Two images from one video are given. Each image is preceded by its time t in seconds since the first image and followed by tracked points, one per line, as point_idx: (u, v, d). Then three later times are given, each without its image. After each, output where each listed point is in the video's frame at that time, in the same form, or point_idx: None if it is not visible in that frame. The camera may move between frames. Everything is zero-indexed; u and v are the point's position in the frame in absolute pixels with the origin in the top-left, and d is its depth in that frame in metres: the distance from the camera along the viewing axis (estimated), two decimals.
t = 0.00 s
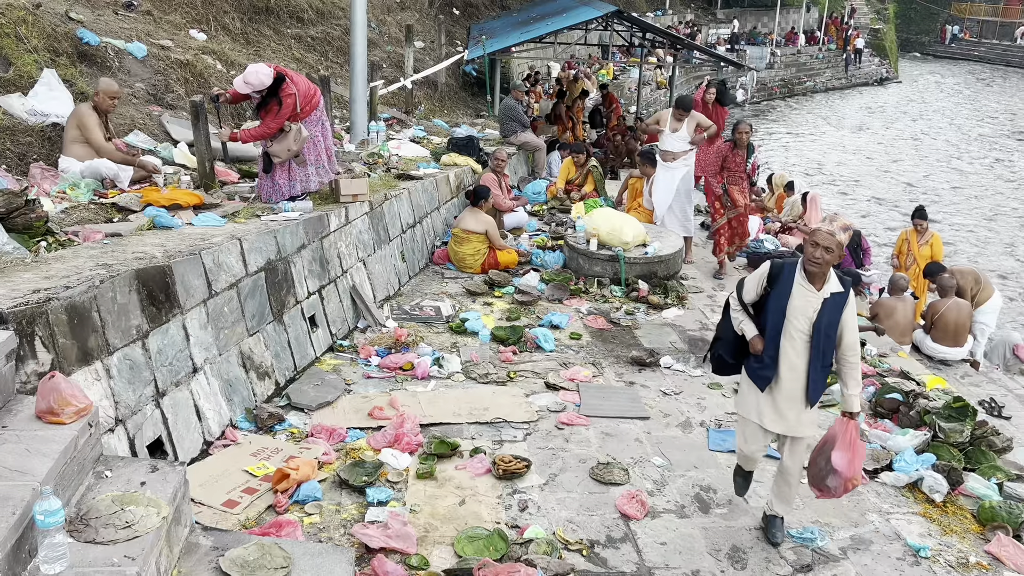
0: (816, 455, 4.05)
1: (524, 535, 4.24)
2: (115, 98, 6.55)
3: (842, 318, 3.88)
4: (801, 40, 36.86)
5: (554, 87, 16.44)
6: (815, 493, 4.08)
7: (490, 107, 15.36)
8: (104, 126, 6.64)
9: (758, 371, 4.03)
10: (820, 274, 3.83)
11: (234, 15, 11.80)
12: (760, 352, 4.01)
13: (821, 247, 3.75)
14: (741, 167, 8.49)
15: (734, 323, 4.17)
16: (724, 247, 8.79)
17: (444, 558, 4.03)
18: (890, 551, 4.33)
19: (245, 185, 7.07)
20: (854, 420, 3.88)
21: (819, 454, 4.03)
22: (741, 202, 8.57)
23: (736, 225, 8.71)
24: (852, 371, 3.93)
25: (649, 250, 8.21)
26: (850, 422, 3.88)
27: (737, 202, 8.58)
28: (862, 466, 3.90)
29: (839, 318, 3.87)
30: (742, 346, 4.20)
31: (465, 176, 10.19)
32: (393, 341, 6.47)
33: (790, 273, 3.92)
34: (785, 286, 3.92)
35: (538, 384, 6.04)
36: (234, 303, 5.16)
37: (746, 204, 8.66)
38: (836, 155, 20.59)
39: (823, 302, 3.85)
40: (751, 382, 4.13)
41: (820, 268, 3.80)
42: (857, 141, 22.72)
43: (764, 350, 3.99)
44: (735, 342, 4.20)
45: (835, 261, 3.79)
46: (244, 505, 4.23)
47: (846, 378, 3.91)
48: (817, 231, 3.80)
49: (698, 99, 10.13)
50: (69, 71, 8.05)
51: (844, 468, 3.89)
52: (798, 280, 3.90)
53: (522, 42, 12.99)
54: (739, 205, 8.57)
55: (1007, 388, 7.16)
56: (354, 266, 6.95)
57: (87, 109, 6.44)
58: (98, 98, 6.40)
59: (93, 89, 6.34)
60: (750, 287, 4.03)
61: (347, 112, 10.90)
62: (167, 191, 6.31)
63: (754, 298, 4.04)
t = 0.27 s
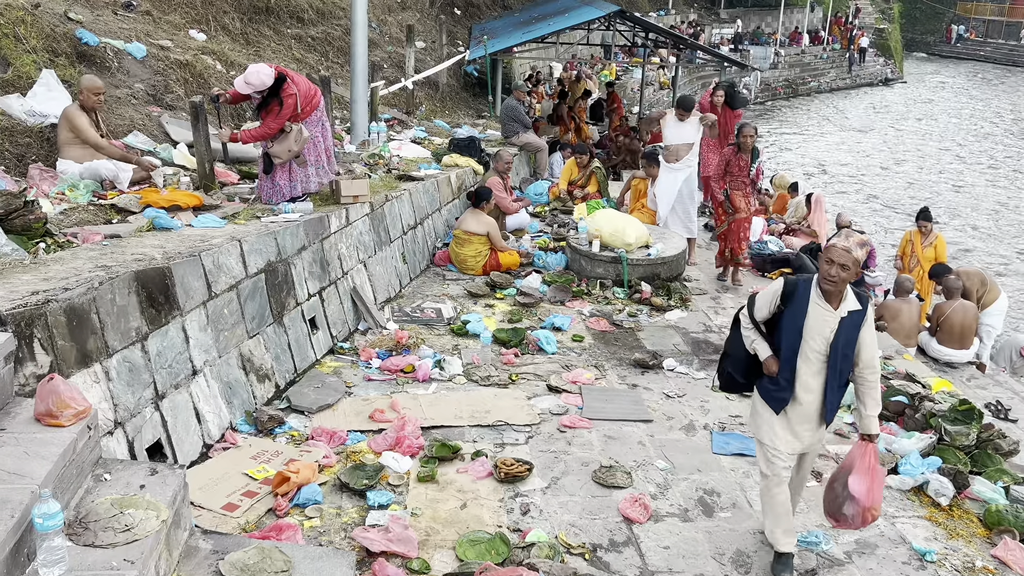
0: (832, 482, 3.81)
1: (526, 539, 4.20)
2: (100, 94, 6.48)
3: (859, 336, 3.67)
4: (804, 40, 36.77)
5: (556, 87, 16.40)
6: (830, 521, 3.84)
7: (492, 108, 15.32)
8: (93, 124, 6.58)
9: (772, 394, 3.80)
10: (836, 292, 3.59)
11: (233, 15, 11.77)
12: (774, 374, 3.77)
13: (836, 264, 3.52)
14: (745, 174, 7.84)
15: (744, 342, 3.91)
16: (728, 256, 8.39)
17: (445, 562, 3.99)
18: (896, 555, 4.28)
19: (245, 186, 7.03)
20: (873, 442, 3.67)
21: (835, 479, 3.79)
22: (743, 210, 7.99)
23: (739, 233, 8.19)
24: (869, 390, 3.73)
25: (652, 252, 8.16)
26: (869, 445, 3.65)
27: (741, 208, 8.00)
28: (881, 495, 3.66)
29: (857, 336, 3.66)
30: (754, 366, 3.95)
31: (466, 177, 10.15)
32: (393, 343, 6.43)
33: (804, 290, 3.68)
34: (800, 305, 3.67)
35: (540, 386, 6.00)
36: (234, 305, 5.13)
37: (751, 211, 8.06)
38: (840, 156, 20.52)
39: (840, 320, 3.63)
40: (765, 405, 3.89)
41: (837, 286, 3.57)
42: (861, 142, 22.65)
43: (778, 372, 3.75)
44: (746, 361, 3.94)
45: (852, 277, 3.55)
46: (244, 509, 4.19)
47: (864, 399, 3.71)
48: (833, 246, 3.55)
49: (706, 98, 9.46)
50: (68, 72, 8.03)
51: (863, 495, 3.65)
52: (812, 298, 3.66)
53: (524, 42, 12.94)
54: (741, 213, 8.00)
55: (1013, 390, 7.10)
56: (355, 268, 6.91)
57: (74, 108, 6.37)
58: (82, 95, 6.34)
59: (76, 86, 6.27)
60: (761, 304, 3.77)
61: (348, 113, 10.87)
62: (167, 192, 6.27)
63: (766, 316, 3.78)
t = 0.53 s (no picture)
0: (847, 507, 3.63)
1: (528, 541, 4.20)
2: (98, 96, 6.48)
3: (870, 358, 3.50)
4: (807, 41, 36.76)
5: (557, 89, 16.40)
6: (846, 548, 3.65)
7: (494, 110, 15.32)
8: (92, 125, 6.58)
9: (783, 423, 3.66)
10: (841, 315, 3.45)
11: (235, 17, 11.79)
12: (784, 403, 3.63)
13: (836, 285, 3.39)
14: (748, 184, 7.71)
15: (752, 370, 3.77)
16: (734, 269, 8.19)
17: (446, 564, 3.99)
18: (897, 558, 4.28)
19: (246, 188, 7.04)
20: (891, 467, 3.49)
21: (850, 505, 3.60)
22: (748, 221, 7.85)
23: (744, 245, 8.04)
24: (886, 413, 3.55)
25: (654, 254, 8.17)
26: (885, 471, 3.47)
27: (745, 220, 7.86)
28: (899, 520, 3.48)
29: (867, 359, 3.49)
30: (764, 395, 3.80)
31: (468, 179, 10.15)
32: (395, 345, 6.43)
33: (808, 314, 3.54)
34: (804, 330, 3.54)
35: (542, 389, 6.00)
36: (236, 307, 5.13)
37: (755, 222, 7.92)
38: (842, 157, 20.50)
39: (848, 343, 3.48)
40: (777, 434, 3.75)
41: (840, 309, 3.43)
42: (864, 143, 22.63)
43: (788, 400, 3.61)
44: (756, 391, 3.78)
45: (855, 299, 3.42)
46: (245, 511, 4.19)
47: (880, 423, 3.54)
48: (832, 267, 3.43)
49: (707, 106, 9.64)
50: (70, 74, 8.05)
51: (878, 522, 3.47)
52: (817, 321, 3.52)
53: (526, 43, 12.95)
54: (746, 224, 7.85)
55: (1016, 393, 7.09)
56: (356, 270, 6.91)
57: (72, 111, 6.38)
58: (81, 97, 6.34)
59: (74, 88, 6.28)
60: (766, 331, 3.66)
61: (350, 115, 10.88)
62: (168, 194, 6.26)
63: (772, 342, 3.66)
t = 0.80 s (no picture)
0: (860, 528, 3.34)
1: (529, 543, 4.20)
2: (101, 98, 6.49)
3: (878, 371, 3.24)
4: (808, 43, 36.75)
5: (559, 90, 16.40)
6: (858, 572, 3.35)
7: (495, 111, 15.33)
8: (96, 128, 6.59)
9: (788, 439, 3.39)
10: (845, 325, 3.22)
11: (237, 18, 11.80)
12: (787, 418, 3.37)
13: (840, 295, 3.18)
14: (751, 189, 7.39)
15: (754, 384, 3.52)
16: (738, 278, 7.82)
17: (447, 566, 3.99)
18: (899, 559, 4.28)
19: (248, 189, 7.04)
20: (900, 488, 3.20)
21: (863, 527, 3.31)
22: (752, 228, 7.52)
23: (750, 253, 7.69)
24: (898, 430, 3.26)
25: (655, 256, 8.16)
26: (898, 492, 3.19)
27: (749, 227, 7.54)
28: (916, 544, 3.16)
29: (876, 372, 3.23)
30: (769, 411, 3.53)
31: (469, 180, 10.15)
32: (396, 346, 6.43)
33: (811, 323, 3.30)
34: (808, 340, 3.29)
35: (543, 391, 6.00)
36: (237, 309, 5.13)
37: (762, 229, 7.57)
38: (844, 159, 20.50)
39: (853, 354, 3.22)
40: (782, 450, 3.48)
41: (844, 321, 3.21)
42: (865, 145, 22.62)
43: (791, 415, 3.35)
44: (761, 405, 3.51)
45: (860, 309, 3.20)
46: (247, 512, 4.19)
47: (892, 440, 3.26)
48: (832, 274, 3.22)
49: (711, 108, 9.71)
50: (72, 76, 8.06)
51: (890, 545, 3.17)
52: (820, 331, 3.28)
53: (527, 45, 12.95)
54: (751, 231, 7.53)
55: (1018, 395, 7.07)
56: (358, 271, 6.91)
57: (74, 112, 6.39)
58: (83, 99, 6.35)
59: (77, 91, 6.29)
60: (769, 341, 3.41)
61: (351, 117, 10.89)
62: (170, 195, 6.27)
63: (774, 354, 3.41)
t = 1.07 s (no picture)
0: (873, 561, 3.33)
1: (530, 544, 4.20)
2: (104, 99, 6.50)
3: (885, 409, 3.07)
4: (810, 45, 36.75)
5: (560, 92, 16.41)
6: None
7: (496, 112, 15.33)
8: (99, 128, 6.60)
9: (784, 468, 3.28)
10: (851, 357, 3.06)
11: (239, 19, 11.81)
12: (784, 447, 3.26)
13: (850, 326, 2.99)
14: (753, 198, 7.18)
15: (758, 405, 3.41)
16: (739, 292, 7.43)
17: (448, 567, 3.99)
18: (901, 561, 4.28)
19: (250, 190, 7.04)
20: (911, 530, 3.10)
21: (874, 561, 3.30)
22: (755, 238, 7.25)
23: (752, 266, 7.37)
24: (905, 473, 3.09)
25: (657, 257, 8.15)
26: (906, 533, 3.12)
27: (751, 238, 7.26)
28: None
29: (882, 408, 3.07)
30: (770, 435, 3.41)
31: (471, 181, 10.16)
32: (398, 347, 6.43)
33: (816, 351, 3.16)
34: (811, 367, 3.15)
35: (545, 392, 5.99)
36: (239, 309, 5.13)
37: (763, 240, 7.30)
38: (845, 160, 20.50)
39: (858, 388, 3.06)
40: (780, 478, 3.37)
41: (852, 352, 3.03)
42: (866, 146, 22.62)
43: (788, 444, 3.23)
44: (763, 429, 3.39)
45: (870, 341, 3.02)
46: (248, 513, 4.19)
47: (897, 482, 3.10)
48: (842, 303, 3.06)
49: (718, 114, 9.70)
50: (74, 77, 8.07)
51: None
52: (825, 361, 3.13)
53: (529, 46, 12.95)
54: (754, 242, 7.25)
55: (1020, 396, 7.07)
56: (360, 272, 6.91)
57: (77, 113, 6.41)
58: (87, 100, 6.36)
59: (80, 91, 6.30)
60: (774, 363, 3.29)
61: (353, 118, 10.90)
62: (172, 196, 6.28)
63: (778, 378, 3.29)
